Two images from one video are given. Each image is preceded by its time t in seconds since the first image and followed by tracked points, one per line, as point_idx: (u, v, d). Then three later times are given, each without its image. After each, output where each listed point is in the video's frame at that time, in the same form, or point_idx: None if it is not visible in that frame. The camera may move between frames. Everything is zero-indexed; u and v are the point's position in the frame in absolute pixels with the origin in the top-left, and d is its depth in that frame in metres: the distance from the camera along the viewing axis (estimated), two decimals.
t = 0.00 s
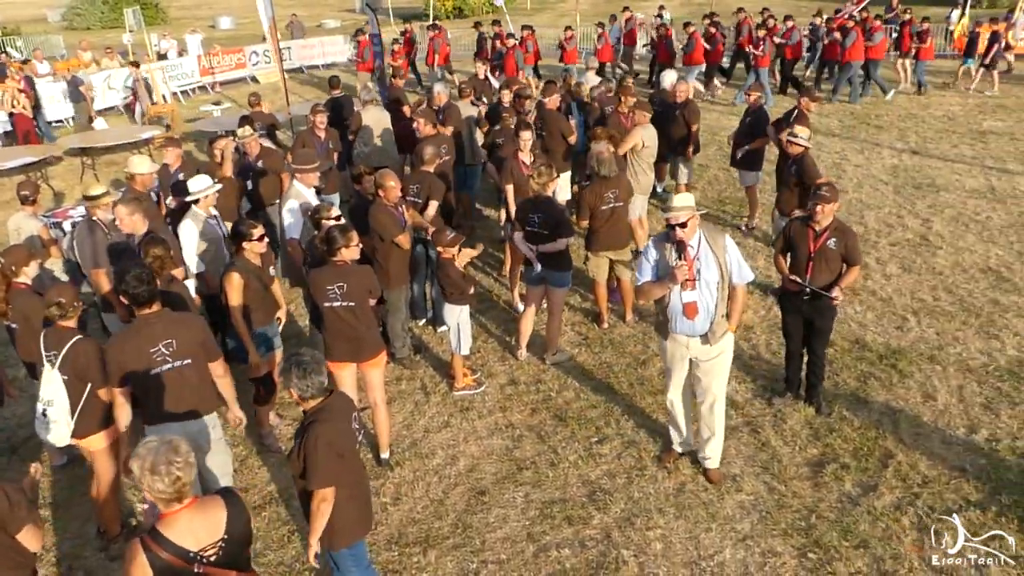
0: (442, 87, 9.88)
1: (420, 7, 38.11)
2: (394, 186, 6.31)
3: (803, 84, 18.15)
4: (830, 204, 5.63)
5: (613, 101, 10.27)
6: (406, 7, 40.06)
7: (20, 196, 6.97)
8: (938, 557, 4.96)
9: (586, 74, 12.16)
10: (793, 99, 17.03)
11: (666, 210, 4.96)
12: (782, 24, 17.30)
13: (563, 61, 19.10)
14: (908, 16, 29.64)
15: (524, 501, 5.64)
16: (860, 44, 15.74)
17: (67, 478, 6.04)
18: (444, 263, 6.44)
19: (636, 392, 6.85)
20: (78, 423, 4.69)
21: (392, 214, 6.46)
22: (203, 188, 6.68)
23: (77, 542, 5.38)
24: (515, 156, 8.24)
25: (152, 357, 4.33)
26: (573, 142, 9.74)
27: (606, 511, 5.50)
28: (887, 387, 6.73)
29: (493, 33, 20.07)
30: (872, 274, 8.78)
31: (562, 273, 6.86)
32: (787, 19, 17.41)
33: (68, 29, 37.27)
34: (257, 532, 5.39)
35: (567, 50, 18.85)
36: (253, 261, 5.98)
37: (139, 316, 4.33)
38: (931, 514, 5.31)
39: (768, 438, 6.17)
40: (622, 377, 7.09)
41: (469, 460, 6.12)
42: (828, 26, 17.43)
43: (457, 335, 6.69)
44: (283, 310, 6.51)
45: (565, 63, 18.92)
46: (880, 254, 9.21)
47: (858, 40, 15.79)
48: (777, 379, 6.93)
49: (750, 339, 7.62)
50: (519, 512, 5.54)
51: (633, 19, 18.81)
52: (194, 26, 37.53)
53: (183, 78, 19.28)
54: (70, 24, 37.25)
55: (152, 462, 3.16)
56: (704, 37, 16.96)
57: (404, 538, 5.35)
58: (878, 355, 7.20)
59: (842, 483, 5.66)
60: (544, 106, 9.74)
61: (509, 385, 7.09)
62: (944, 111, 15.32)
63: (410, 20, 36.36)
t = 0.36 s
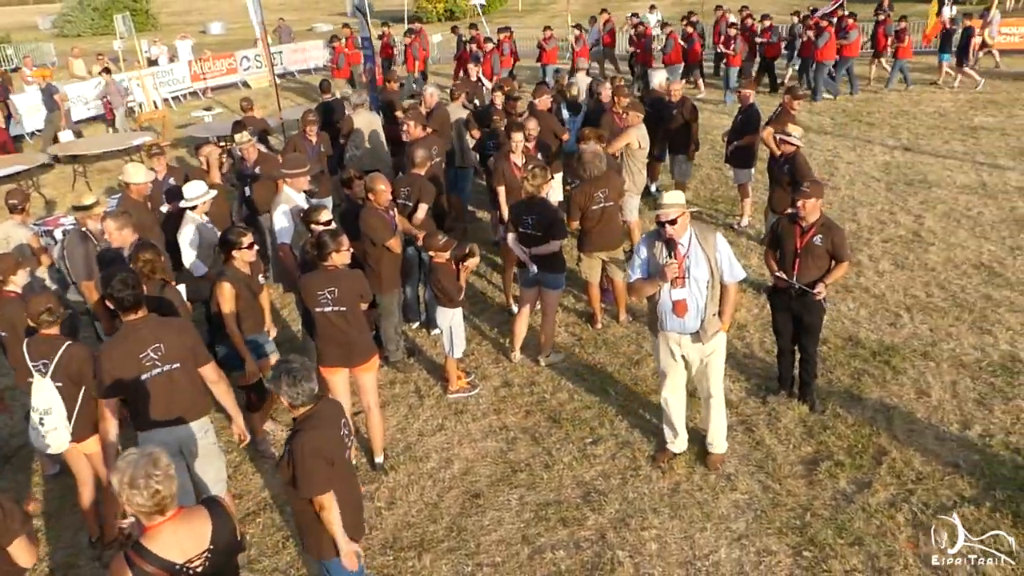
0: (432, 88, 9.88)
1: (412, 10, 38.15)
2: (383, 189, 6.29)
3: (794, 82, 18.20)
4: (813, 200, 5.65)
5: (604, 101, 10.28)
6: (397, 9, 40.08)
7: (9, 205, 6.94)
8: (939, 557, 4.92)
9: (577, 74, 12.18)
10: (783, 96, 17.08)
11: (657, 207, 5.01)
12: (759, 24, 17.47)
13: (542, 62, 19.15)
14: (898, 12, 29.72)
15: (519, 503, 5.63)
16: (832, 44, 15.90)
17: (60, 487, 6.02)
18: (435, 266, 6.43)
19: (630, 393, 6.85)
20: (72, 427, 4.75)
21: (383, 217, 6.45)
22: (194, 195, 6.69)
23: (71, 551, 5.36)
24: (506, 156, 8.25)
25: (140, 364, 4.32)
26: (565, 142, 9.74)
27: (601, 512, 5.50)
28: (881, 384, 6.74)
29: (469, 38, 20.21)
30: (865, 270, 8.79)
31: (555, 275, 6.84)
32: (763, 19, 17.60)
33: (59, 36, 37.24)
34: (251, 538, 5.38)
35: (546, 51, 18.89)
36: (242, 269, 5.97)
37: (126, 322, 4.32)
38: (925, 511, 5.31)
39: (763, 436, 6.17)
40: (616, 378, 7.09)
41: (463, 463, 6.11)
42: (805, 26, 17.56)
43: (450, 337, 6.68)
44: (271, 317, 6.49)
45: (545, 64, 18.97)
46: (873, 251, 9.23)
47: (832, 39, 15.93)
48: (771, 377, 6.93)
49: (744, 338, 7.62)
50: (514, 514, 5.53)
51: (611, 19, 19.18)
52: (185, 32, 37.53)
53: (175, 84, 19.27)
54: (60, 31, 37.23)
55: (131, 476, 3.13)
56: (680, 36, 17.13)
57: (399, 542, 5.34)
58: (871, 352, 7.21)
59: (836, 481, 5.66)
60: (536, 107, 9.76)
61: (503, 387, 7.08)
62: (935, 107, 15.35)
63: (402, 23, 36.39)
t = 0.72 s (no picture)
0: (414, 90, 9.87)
1: (394, 11, 38.09)
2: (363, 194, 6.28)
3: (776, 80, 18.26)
4: (786, 194, 5.64)
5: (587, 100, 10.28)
6: (381, 11, 39.99)
7: None
8: (938, 557, 4.88)
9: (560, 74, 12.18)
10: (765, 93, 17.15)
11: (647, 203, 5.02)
12: (728, 21, 17.45)
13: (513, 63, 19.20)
14: (878, 8, 29.89)
15: (504, 505, 5.62)
16: (801, 41, 15.96)
17: (42, 498, 5.97)
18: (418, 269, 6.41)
19: (616, 392, 6.85)
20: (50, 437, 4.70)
21: (365, 221, 6.44)
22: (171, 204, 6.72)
23: (53, 562, 5.31)
24: (490, 157, 8.24)
25: (119, 374, 4.31)
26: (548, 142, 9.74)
27: (587, 512, 5.49)
28: (865, 378, 6.77)
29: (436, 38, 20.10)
30: (848, 266, 8.83)
31: (540, 277, 6.83)
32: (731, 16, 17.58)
33: (39, 43, 37.02)
34: (235, 546, 5.35)
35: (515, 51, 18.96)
36: (223, 275, 5.96)
37: (105, 332, 4.32)
38: (908, 505, 5.33)
39: (747, 433, 6.18)
40: (601, 378, 7.09)
41: (449, 465, 6.09)
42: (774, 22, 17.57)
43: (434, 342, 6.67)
44: (258, 324, 6.46)
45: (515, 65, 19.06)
46: (855, 246, 9.26)
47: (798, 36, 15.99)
48: (755, 374, 6.95)
49: (729, 335, 7.64)
50: (499, 516, 5.52)
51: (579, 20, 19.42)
52: (167, 37, 37.39)
53: (156, 89, 19.16)
54: (40, 38, 37.00)
55: (107, 488, 3.10)
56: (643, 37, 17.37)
57: (385, 545, 5.32)
58: (855, 347, 7.23)
59: (821, 476, 5.67)
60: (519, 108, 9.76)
61: (488, 388, 7.07)
62: (917, 102, 15.42)
63: (385, 24, 36.33)
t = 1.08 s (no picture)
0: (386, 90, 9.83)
1: (367, 11, 37.96)
2: (336, 195, 6.24)
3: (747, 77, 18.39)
4: (753, 188, 5.71)
5: (560, 98, 10.29)
6: (354, 11, 39.85)
7: None
8: (937, 556, 4.85)
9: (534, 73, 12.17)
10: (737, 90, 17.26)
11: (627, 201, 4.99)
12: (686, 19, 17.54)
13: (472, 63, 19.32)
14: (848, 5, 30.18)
15: (481, 506, 5.60)
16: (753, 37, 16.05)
17: (13, 507, 5.89)
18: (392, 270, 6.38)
19: (592, 390, 6.86)
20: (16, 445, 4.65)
21: (337, 222, 6.41)
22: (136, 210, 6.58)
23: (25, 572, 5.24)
24: (463, 157, 8.22)
25: (85, 382, 4.25)
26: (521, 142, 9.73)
27: (564, 510, 5.49)
28: (838, 372, 6.82)
29: (392, 39, 19.97)
30: (821, 260, 8.90)
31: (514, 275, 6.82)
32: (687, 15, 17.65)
33: (6, 46, 36.53)
34: (210, 552, 5.30)
35: (474, 51, 19.06)
36: (196, 273, 5.89)
37: (70, 339, 4.25)
38: (882, 497, 5.37)
39: (723, 428, 6.21)
40: (577, 376, 7.10)
41: (426, 467, 6.07)
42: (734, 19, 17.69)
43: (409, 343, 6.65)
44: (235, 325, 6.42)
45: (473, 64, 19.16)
46: (828, 241, 9.34)
47: (751, 32, 16.06)
48: (730, 370, 6.99)
49: (704, 331, 7.68)
50: (477, 516, 5.51)
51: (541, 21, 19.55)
52: (137, 39, 37.02)
53: (126, 92, 18.96)
54: (7, 41, 36.53)
55: (85, 490, 3.05)
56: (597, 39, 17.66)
57: (362, 549, 5.28)
58: (828, 341, 7.29)
59: (796, 470, 5.71)
60: (493, 107, 9.75)
61: (464, 388, 7.06)
62: (887, 97, 15.57)
63: (358, 24, 36.20)
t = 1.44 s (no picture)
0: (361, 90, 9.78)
1: (342, 10, 37.79)
2: (310, 196, 6.20)
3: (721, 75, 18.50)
4: (727, 185, 5.75)
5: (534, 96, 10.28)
6: (328, 10, 39.69)
7: None
8: (938, 557, 4.80)
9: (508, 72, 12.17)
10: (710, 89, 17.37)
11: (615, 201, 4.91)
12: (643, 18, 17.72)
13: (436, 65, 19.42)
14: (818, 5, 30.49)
15: (458, 506, 5.59)
16: (713, 36, 16.28)
17: None
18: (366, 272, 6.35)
19: (569, 389, 6.87)
20: None
21: (311, 225, 6.36)
22: (102, 215, 6.53)
23: None
24: (437, 156, 8.21)
25: (50, 389, 4.18)
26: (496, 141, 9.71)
27: (540, 509, 5.49)
28: (812, 367, 6.88)
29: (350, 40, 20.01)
30: (795, 257, 8.96)
31: (482, 272, 6.82)
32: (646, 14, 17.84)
33: None
34: (184, 558, 5.24)
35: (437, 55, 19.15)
36: (171, 274, 5.80)
37: (35, 346, 4.19)
38: (856, 491, 5.42)
39: (698, 425, 6.24)
40: (554, 375, 7.10)
41: (402, 468, 6.04)
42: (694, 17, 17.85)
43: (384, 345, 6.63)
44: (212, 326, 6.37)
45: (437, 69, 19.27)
46: (802, 238, 9.40)
47: (711, 32, 16.27)
48: (704, 367, 7.03)
49: (680, 329, 7.71)
50: (454, 517, 5.49)
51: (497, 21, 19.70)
52: (108, 39, 36.61)
53: (96, 93, 18.73)
54: None
55: (56, 485, 3.00)
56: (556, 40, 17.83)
57: (338, 552, 5.25)
58: (802, 337, 7.34)
59: (771, 465, 5.75)
60: (468, 107, 9.72)
61: (441, 389, 7.03)
62: (860, 94, 15.71)
63: (332, 24, 36.05)
